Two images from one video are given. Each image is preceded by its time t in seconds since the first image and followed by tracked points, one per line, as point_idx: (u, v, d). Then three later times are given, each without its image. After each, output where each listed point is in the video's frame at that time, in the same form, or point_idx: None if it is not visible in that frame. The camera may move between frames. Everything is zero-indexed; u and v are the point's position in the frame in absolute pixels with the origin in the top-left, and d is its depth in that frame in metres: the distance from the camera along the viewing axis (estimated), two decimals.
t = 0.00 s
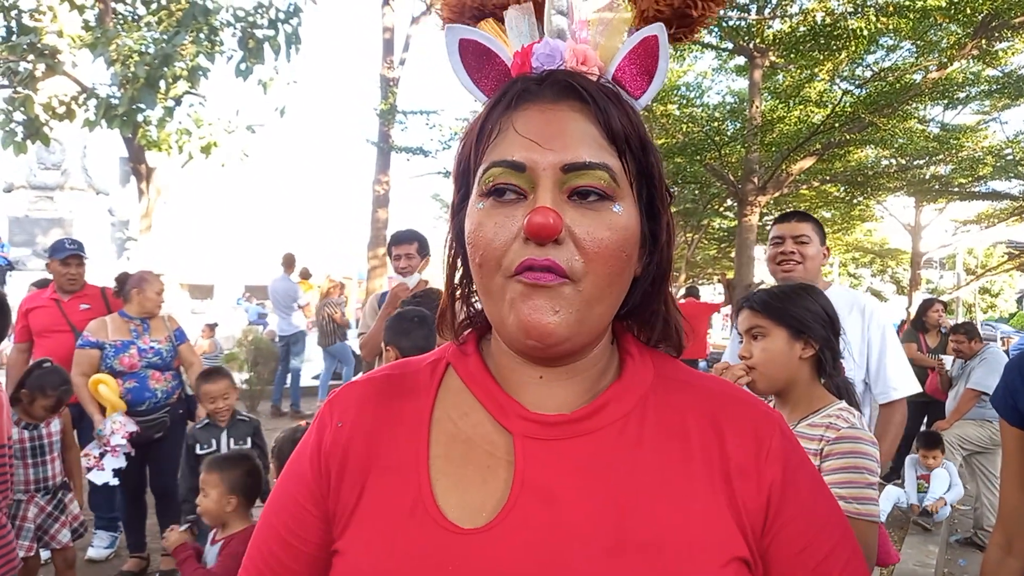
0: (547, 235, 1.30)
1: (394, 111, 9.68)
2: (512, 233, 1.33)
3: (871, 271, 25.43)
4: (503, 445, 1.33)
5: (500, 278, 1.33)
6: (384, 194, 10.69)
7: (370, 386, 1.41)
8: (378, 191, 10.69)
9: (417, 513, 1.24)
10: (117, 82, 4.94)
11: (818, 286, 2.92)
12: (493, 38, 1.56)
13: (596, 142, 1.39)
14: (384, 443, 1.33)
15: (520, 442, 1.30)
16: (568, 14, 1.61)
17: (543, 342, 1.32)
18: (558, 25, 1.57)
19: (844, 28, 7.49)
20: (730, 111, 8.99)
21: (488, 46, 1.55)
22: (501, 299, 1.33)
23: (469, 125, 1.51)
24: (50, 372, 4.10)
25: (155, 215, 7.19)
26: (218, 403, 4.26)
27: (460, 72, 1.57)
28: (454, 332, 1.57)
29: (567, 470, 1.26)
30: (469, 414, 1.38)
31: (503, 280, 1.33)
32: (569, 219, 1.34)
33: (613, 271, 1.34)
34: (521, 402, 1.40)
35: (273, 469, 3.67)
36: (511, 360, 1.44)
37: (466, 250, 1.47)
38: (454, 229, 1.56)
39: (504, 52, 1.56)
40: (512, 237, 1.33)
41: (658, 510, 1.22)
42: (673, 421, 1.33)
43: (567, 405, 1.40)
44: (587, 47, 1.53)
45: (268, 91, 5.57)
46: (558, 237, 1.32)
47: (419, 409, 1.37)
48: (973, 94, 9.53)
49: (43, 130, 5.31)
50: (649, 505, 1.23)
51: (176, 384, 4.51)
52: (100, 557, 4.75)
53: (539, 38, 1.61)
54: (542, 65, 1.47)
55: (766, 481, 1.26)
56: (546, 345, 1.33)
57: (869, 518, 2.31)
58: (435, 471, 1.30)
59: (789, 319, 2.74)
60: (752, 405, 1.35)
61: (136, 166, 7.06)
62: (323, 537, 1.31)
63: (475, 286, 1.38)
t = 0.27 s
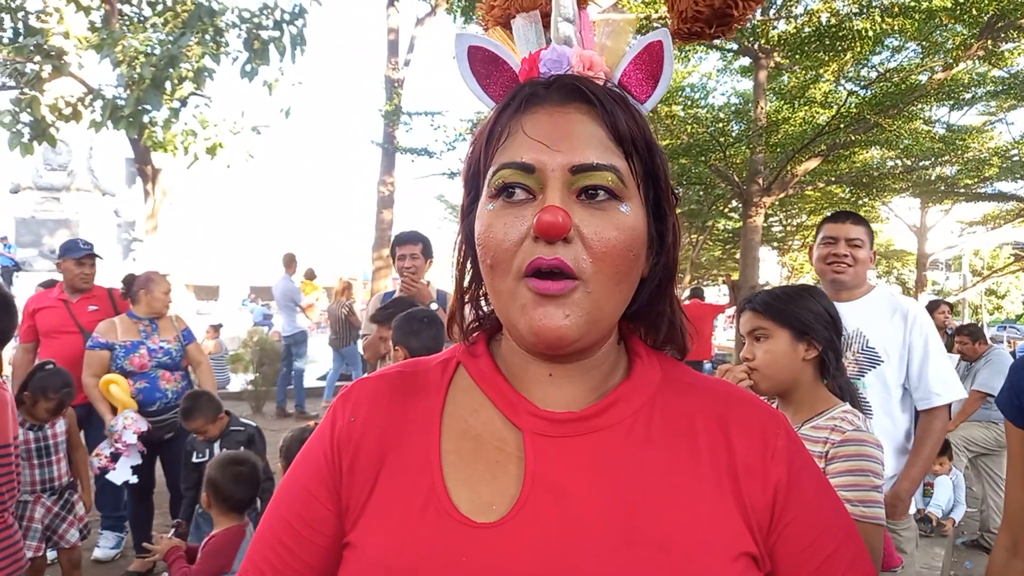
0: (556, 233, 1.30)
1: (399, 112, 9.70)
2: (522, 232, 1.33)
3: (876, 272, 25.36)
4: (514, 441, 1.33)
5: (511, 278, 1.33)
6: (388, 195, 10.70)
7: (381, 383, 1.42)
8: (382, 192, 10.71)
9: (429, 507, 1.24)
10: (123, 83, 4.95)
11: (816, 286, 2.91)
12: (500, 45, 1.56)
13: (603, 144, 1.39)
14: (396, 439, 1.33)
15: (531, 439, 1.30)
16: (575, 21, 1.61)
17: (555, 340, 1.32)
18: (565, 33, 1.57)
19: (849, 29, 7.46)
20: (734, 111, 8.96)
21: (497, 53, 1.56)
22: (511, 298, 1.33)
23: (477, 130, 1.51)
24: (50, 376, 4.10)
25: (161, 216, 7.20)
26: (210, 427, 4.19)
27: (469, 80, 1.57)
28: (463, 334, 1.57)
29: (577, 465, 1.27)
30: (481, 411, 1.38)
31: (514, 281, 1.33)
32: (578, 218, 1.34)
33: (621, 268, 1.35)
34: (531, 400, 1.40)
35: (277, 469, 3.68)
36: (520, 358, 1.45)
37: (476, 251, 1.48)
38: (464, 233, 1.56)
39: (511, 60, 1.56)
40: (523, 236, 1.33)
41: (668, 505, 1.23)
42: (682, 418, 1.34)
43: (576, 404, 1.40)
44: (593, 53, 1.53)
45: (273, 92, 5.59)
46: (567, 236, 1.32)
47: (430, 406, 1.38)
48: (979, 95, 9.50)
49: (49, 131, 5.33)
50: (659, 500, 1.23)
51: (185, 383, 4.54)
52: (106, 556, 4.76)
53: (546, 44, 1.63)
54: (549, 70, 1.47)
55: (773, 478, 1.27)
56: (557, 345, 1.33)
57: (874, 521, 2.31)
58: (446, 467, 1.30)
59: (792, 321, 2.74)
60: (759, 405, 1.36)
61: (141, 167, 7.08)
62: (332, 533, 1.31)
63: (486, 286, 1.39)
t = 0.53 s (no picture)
0: (551, 226, 1.30)
1: (398, 113, 9.71)
2: (517, 227, 1.34)
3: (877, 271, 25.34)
4: (509, 440, 1.33)
5: (505, 271, 1.34)
6: (388, 196, 10.71)
7: (380, 385, 1.42)
8: (382, 193, 10.71)
9: (424, 505, 1.24)
10: (122, 85, 4.95)
11: (812, 287, 2.92)
12: (496, 49, 1.57)
13: (597, 142, 1.39)
14: (392, 439, 1.34)
15: (526, 438, 1.30)
16: (569, 28, 1.61)
17: (549, 331, 1.32)
18: (559, 38, 1.57)
19: (848, 28, 7.46)
20: (734, 111, 8.97)
21: (493, 57, 1.56)
22: (506, 292, 1.34)
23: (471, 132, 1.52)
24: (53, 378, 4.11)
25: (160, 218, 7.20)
26: (211, 434, 4.14)
27: (466, 84, 1.57)
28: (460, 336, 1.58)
29: (571, 463, 1.27)
30: (476, 411, 1.38)
31: (508, 274, 1.33)
32: (572, 213, 1.34)
33: (616, 263, 1.34)
34: (526, 400, 1.40)
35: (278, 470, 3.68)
36: (515, 356, 1.45)
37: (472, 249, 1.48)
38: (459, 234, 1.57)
39: (507, 63, 1.57)
40: (517, 231, 1.33)
41: (663, 502, 1.22)
42: (676, 416, 1.34)
43: (570, 402, 1.40)
44: (587, 57, 1.53)
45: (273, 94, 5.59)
46: (562, 230, 1.32)
47: (426, 406, 1.38)
48: (979, 93, 9.51)
49: (48, 134, 5.34)
50: (653, 496, 1.23)
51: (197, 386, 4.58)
52: (107, 559, 4.76)
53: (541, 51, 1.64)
54: (543, 73, 1.47)
55: (768, 473, 1.26)
56: (550, 335, 1.33)
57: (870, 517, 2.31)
58: (441, 466, 1.30)
59: (787, 320, 2.75)
60: (754, 402, 1.35)
61: (141, 169, 7.09)
62: (330, 533, 1.31)
63: (480, 280, 1.39)
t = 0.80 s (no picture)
0: (591, 234, 1.31)
1: (401, 114, 9.73)
2: (551, 232, 1.34)
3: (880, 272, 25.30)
4: (512, 439, 1.34)
5: (535, 274, 1.34)
6: (391, 197, 10.72)
7: (384, 384, 1.42)
8: (385, 194, 10.72)
9: (426, 501, 1.25)
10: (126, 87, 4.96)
11: (812, 289, 2.92)
12: (499, 44, 1.55)
13: (620, 146, 1.41)
14: (397, 437, 1.34)
15: (528, 436, 1.31)
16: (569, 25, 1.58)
17: (585, 335, 1.34)
18: (558, 33, 1.55)
19: (851, 28, 7.45)
20: (737, 112, 8.96)
21: (495, 51, 1.54)
22: (536, 293, 1.34)
23: (478, 130, 1.51)
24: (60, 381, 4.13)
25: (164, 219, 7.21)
26: (218, 440, 4.17)
27: (465, 78, 1.55)
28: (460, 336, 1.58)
29: (572, 459, 1.27)
30: (480, 410, 1.38)
31: (538, 277, 1.34)
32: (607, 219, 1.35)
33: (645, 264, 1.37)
34: (531, 399, 1.40)
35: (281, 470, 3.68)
36: (523, 355, 1.45)
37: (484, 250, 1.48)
38: (461, 232, 1.57)
39: (510, 60, 1.56)
40: (551, 236, 1.34)
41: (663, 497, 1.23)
42: (677, 412, 1.34)
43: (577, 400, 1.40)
44: (591, 57, 1.54)
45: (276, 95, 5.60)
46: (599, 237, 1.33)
47: (431, 405, 1.39)
48: (982, 94, 9.51)
49: (53, 135, 5.35)
50: (654, 491, 1.23)
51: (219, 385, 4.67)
52: (111, 559, 4.76)
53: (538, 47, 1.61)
54: (552, 72, 1.47)
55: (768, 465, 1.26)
56: (585, 339, 1.35)
57: (868, 512, 2.28)
58: (444, 463, 1.31)
59: (786, 321, 2.75)
60: (754, 396, 1.35)
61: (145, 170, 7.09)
62: (336, 530, 1.32)
63: (499, 281, 1.39)
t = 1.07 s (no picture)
0: (552, 241, 1.30)
1: (399, 114, 9.72)
2: (518, 236, 1.33)
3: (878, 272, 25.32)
4: (505, 441, 1.33)
5: (504, 281, 1.34)
6: (389, 197, 10.71)
7: (378, 388, 1.42)
8: (383, 194, 10.71)
9: (420, 505, 1.25)
10: (123, 87, 4.94)
11: (807, 290, 2.93)
12: (494, 43, 1.55)
13: (600, 148, 1.40)
14: (390, 441, 1.34)
15: (522, 440, 1.30)
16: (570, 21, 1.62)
17: (548, 342, 1.32)
18: (560, 30, 1.58)
19: (849, 28, 7.45)
20: (735, 112, 8.97)
21: (490, 51, 1.54)
22: (503, 302, 1.34)
23: (472, 131, 1.51)
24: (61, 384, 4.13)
25: (162, 219, 7.20)
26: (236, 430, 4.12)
27: (461, 78, 1.55)
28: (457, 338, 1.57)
29: (567, 464, 1.27)
30: (472, 412, 1.38)
31: (507, 285, 1.33)
32: (574, 226, 1.34)
33: (617, 274, 1.35)
34: (523, 403, 1.40)
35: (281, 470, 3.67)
36: (513, 359, 1.45)
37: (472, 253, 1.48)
38: (457, 233, 1.57)
39: (505, 58, 1.54)
40: (518, 240, 1.33)
41: (659, 502, 1.23)
42: (671, 416, 1.34)
43: (569, 404, 1.40)
44: (588, 55, 1.54)
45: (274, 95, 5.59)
46: (564, 243, 1.32)
47: (424, 409, 1.38)
48: (980, 94, 9.52)
49: (50, 135, 5.33)
50: (649, 496, 1.23)
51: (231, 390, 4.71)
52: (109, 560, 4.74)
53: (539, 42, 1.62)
54: (545, 72, 1.47)
55: (764, 469, 1.27)
56: (550, 347, 1.33)
57: (862, 507, 2.28)
58: (438, 468, 1.30)
59: (779, 321, 2.75)
60: (748, 400, 1.35)
61: (143, 169, 7.02)
62: (329, 535, 1.31)
63: (478, 289, 1.39)
